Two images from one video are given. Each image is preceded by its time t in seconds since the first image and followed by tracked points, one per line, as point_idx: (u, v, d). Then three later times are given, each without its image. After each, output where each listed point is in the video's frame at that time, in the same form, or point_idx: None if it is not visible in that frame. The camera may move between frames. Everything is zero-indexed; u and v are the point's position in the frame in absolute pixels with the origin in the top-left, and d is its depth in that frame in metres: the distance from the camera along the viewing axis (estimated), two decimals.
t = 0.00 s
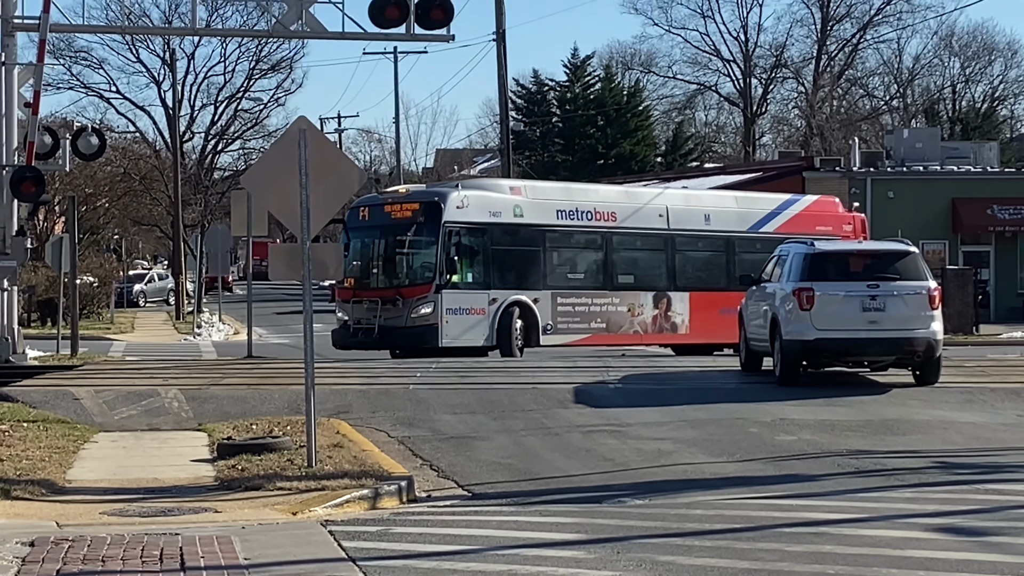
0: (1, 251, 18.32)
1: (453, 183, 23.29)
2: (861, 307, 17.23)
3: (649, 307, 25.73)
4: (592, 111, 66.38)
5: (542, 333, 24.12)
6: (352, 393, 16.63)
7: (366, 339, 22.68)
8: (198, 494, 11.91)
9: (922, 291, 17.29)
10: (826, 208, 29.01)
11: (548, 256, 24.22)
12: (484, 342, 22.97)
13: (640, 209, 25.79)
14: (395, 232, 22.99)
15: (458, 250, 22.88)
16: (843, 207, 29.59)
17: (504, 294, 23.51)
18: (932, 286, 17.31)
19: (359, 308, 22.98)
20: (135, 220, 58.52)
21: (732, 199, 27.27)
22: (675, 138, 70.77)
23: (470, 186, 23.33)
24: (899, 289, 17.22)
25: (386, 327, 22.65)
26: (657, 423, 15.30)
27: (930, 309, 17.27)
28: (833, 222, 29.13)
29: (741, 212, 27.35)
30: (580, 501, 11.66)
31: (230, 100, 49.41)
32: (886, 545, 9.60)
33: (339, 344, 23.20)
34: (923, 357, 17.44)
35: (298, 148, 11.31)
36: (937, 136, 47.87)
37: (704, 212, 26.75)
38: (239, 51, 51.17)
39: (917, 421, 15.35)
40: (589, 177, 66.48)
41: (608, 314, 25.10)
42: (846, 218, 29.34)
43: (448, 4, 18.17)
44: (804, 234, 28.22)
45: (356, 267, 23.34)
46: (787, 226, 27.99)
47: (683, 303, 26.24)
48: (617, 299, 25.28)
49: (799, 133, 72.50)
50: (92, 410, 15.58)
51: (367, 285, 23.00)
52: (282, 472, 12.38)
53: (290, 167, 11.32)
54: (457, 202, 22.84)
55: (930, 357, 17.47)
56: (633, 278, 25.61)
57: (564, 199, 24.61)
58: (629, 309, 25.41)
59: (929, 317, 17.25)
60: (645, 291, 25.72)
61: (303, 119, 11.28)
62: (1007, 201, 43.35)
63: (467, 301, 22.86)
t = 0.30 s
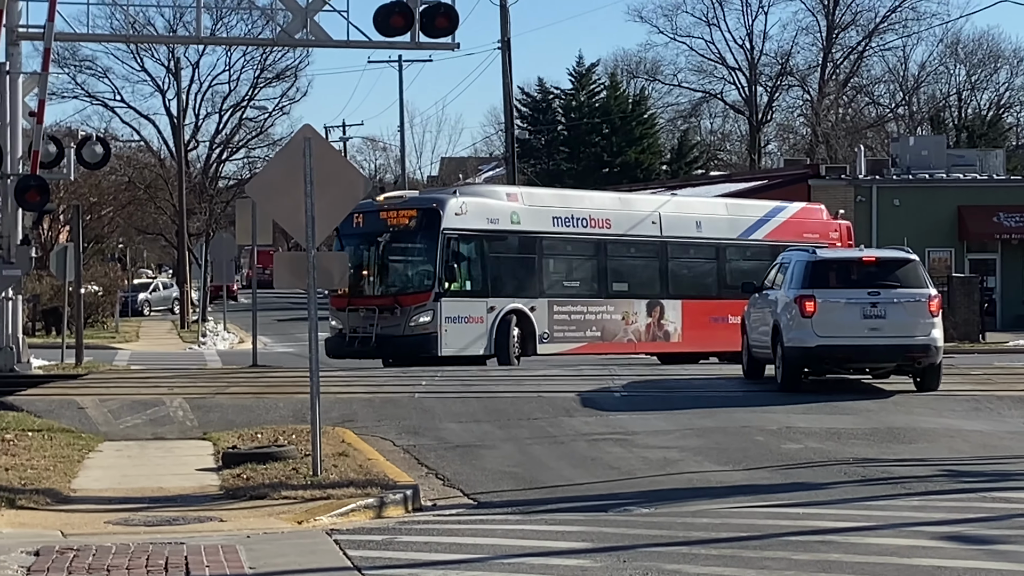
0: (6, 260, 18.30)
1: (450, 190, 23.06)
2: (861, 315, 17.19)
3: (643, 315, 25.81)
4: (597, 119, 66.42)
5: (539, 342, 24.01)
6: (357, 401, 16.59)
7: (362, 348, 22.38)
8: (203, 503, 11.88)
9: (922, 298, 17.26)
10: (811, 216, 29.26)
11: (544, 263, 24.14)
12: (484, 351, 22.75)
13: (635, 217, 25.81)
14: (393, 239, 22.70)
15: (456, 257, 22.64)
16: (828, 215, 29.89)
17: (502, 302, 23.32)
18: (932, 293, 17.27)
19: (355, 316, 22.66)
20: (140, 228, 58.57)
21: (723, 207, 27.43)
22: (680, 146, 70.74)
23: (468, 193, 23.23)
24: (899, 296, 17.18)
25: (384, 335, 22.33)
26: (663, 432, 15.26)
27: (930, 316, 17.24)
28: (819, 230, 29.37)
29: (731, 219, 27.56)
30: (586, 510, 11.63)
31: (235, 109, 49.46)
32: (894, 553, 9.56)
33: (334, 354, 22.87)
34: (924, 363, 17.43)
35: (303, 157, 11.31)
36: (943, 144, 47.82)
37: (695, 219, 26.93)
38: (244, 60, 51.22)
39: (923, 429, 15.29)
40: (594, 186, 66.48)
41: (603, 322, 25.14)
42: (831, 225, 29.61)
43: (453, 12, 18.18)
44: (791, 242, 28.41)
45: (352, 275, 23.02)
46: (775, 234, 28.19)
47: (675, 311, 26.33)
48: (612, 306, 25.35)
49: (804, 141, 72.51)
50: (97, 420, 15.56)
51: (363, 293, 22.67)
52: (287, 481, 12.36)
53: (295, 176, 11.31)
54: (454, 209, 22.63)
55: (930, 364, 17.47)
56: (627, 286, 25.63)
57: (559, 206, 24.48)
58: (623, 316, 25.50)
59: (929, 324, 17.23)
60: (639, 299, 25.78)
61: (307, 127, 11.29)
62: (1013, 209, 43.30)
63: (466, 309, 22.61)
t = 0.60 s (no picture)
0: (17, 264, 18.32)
1: (457, 191, 23.01)
2: (866, 314, 17.27)
3: (645, 318, 25.75)
4: (607, 122, 66.43)
5: (543, 345, 23.97)
6: (368, 404, 16.61)
7: (368, 351, 22.35)
8: (214, 506, 11.90)
9: (926, 299, 17.35)
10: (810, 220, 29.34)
11: (549, 266, 24.12)
12: (490, 355, 22.74)
13: (638, 220, 25.94)
14: (398, 241, 22.62)
15: (463, 260, 22.54)
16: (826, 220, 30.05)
17: (508, 305, 23.26)
18: (936, 293, 17.36)
19: (360, 319, 22.60)
20: (151, 233, 58.70)
21: (723, 209, 27.50)
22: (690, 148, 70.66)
23: (475, 196, 23.12)
24: (904, 296, 17.26)
25: (389, 339, 22.29)
26: (674, 434, 15.24)
27: (935, 316, 17.33)
28: (816, 232, 29.48)
29: (733, 221, 27.59)
30: (597, 512, 11.62)
31: (245, 113, 49.52)
32: (905, 555, 9.53)
33: (338, 356, 22.83)
34: (929, 363, 17.52)
35: (314, 160, 11.32)
36: (953, 145, 47.68)
37: (696, 221, 26.93)
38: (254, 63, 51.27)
39: (934, 431, 15.25)
40: (605, 188, 66.44)
41: (606, 326, 25.05)
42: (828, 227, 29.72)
43: (462, 15, 18.19)
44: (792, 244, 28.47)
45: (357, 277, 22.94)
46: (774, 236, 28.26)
47: (676, 314, 26.30)
48: (615, 310, 25.28)
49: (814, 143, 72.42)
50: (108, 423, 15.60)
51: (369, 296, 22.60)
52: (298, 484, 12.37)
53: (306, 179, 11.33)
54: (462, 211, 22.54)
55: (935, 363, 17.56)
56: (630, 289, 25.65)
57: (564, 208, 24.50)
58: (626, 320, 25.41)
59: (934, 324, 17.31)
60: (641, 302, 25.75)
61: (317, 130, 11.31)
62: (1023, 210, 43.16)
63: (473, 313, 22.58)
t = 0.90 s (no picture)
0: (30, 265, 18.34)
1: (467, 189, 22.95)
2: (873, 312, 17.29)
3: (652, 317, 25.78)
4: (619, 120, 66.45)
5: (551, 344, 24.00)
6: (380, 404, 16.62)
7: (377, 350, 22.25)
8: (227, 505, 11.93)
9: (933, 296, 17.36)
10: (813, 218, 29.63)
11: (558, 266, 24.12)
12: (499, 355, 22.75)
13: (645, 218, 25.96)
14: (407, 239, 22.57)
15: (473, 258, 22.54)
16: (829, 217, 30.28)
17: (517, 305, 23.24)
18: (943, 290, 17.36)
19: (369, 317, 22.49)
20: (163, 233, 58.87)
21: (727, 208, 27.72)
22: (702, 146, 70.61)
23: (485, 193, 23.07)
24: (911, 293, 17.28)
25: (399, 337, 22.20)
26: (686, 432, 15.23)
27: (942, 313, 17.33)
28: (819, 230, 29.78)
29: (735, 221, 27.86)
30: (609, 511, 11.61)
31: (257, 113, 49.61)
32: (917, 553, 9.51)
33: (345, 354, 22.68)
34: (935, 360, 17.52)
35: (325, 159, 11.32)
36: (965, 143, 47.54)
37: (702, 220, 27.08)
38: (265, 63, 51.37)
39: (946, 429, 15.21)
40: (616, 187, 66.42)
41: (613, 325, 25.03)
42: (830, 225, 30.08)
43: (473, 14, 18.19)
44: (793, 243, 28.84)
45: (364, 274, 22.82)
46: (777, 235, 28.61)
47: (682, 313, 26.35)
48: (622, 309, 25.29)
49: (826, 141, 72.32)
50: (121, 423, 15.64)
51: (377, 293, 22.50)
52: (310, 484, 12.39)
53: (317, 178, 11.33)
54: (473, 210, 22.54)
55: (942, 361, 17.56)
56: (637, 288, 25.66)
57: (572, 206, 24.49)
58: (633, 319, 25.43)
59: (940, 321, 17.31)
60: (648, 301, 25.77)
61: (329, 130, 11.30)
62: None
63: (483, 312, 22.56)
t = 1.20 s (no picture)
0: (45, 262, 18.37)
1: (480, 184, 22.85)
2: (882, 305, 17.38)
3: (663, 312, 25.76)
4: (632, 115, 66.39)
5: (563, 339, 23.96)
6: (394, 399, 16.62)
7: (389, 346, 22.33)
8: (242, 501, 11.95)
9: (942, 289, 17.43)
10: (822, 212, 29.63)
11: (569, 261, 24.07)
12: (512, 350, 22.73)
13: (656, 212, 25.90)
14: (419, 234, 22.55)
15: (486, 254, 22.46)
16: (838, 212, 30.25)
17: (529, 300, 23.20)
18: (951, 283, 17.44)
19: (381, 313, 22.56)
20: (178, 229, 59.00)
21: (737, 202, 27.64)
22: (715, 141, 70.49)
23: (498, 187, 22.96)
24: (920, 286, 17.36)
25: (410, 333, 22.23)
26: (700, 427, 15.19)
27: (950, 306, 17.40)
28: (829, 224, 29.78)
29: (746, 215, 27.79)
30: (623, 506, 11.60)
31: (270, 109, 49.61)
32: (931, 547, 9.46)
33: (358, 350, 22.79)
34: (944, 352, 17.59)
35: (337, 156, 11.32)
36: (979, 137, 47.30)
37: (712, 214, 27.05)
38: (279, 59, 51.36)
39: (961, 423, 15.14)
40: (629, 182, 66.32)
41: (624, 320, 25.02)
42: (839, 219, 30.08)
43: (486, 9, 18.15)
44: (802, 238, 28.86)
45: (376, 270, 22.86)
46: (786, 229, 28.63)
47: (692, 308, 26.35)
48: (633, 304, 25.25)
49: (840, 135, 72.06)
50: (136, 419, 15.68)
51: (388, 289, 22.53)
52: (325, 480, 12.39)
53: (330, 175, 11.33)
54: (486, 205, 22.45)
55: (950, 353, 17.62)
56: (648, 283, 25.61)
57: (584, 201, 24.44)
58: (644, 314, 25.41)
59: (949, 314, 17.39)
60: (659, 296, 25.73)
61: (341, 126, 11.29)
62: None
63: (495, 307, 22.51)
